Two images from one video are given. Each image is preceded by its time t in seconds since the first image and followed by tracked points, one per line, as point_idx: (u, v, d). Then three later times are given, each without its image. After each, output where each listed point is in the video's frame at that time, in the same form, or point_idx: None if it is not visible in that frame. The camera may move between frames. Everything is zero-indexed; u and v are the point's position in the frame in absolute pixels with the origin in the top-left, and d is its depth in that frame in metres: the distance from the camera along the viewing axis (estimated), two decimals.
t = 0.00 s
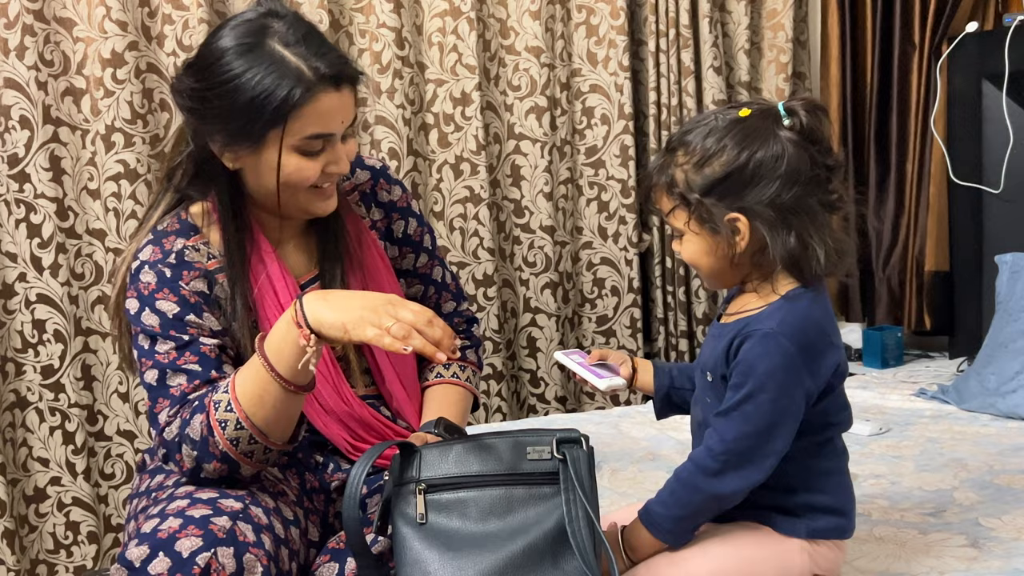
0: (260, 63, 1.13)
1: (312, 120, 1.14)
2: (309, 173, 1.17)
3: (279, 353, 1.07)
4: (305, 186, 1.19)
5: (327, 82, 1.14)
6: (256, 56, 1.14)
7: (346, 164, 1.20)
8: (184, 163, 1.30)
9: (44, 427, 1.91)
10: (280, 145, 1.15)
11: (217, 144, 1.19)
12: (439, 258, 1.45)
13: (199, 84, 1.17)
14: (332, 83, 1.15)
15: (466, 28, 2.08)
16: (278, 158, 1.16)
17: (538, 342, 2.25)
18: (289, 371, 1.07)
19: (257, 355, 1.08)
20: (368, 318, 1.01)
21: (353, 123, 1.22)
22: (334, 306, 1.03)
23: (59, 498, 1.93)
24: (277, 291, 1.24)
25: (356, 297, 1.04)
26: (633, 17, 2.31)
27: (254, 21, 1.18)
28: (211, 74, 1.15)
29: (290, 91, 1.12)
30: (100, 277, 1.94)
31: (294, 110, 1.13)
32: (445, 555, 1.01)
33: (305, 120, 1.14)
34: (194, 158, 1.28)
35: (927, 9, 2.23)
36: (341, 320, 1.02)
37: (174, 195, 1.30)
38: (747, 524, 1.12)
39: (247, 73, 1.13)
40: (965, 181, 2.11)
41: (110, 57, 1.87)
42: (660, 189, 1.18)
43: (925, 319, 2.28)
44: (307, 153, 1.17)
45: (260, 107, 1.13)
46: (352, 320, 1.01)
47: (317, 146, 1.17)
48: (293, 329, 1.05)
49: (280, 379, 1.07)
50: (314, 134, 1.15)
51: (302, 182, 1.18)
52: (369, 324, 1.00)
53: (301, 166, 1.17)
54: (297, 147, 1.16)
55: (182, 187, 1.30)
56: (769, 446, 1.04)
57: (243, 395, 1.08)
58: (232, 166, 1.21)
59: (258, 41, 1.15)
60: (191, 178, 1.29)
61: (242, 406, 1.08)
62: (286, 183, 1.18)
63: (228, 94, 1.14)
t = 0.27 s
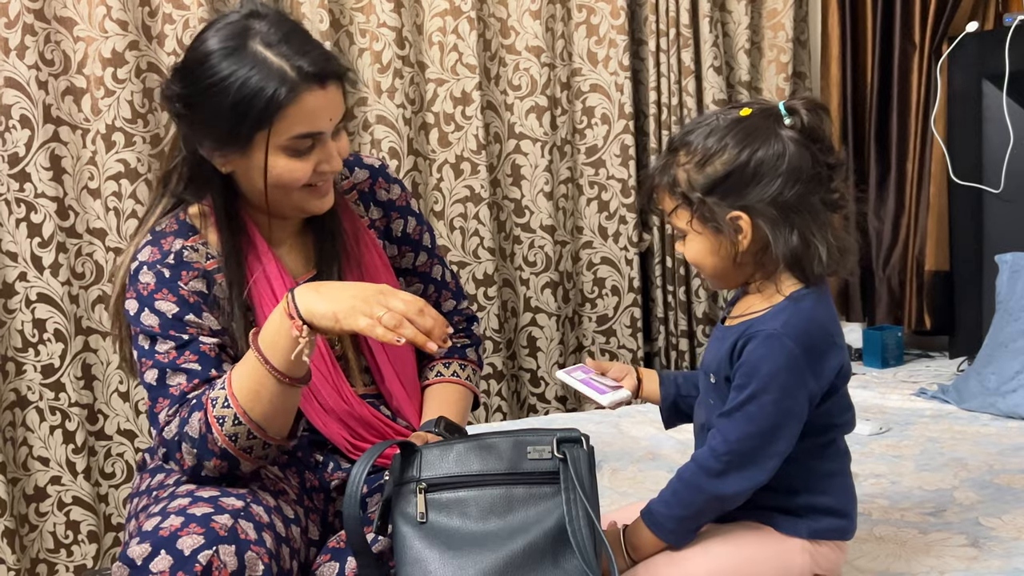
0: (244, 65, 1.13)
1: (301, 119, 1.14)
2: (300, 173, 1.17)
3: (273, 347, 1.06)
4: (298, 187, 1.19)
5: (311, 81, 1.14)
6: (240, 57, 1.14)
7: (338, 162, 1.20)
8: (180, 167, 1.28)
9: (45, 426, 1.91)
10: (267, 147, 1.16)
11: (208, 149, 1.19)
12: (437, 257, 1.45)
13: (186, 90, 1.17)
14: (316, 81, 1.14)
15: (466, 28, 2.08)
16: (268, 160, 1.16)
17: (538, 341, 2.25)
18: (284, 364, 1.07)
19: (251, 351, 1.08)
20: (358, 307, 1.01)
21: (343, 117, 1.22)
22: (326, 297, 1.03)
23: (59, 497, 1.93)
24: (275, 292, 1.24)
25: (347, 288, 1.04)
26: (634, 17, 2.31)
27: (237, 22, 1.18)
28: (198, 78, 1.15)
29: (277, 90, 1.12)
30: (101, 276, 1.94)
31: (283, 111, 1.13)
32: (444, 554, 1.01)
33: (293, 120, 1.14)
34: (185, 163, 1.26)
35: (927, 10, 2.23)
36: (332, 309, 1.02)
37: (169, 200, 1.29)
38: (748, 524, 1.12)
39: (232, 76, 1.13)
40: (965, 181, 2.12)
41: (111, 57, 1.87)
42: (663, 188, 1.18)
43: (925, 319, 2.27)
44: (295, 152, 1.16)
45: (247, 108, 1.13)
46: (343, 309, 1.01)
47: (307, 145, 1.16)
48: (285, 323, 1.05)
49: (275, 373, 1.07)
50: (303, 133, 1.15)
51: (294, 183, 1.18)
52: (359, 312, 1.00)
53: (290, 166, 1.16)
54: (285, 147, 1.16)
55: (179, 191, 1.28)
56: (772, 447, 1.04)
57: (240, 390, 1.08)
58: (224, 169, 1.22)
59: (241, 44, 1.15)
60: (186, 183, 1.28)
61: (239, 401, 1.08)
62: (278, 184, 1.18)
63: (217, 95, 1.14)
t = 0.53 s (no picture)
0: (243, 67, 1.13)
1: (296, 122, 1.13)
2: (294, 175, 1.17)
3: (254, 329, 1.08)
4: (294, 188, 1.19)
5: (309, 83, 1.14)
6: (238, 59, 1.14)
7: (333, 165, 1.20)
8: (175, 167, 1.30)
9: (44, 426, 1.91)
10: (263, 149, 1.15)
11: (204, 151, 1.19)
12: (435, 256, 1.45)
13: (183, 91, 1.17)
14: (314, 83, 1.14)
15: (465, 27, 2.08)
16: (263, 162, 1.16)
17: (538, 340, 2.25)
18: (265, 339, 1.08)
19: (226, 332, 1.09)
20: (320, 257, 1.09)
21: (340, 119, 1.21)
22: (289, 254, 1.09)
23: (59, 497, 1.93)
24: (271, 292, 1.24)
25: (297, 241, 1.11)
26: (633, 16, 2.31)
27: (235, 24, 1.18)
28: (194, 81, 1.15)
29: (274, 93, 1.12)
30: (100, 275, 1.94)
31: (279, 113, 1.12)
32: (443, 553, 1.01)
33: (290, 123, 1.13)
34: (186, 161, 1.28)
35: (927, 10, 2.23)
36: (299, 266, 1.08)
37: (166, 202, 1.30)
38: (748, 523, 1.12)
39: (230, 77, 1.13)
40: (964, 180, 2.12)
41: (110, 56, 1.87)
42: (660, 189, 1.18)
43: (925, 318, 2.26)
44: (292, 155, 1.16)
45: (245, 108, 1.12)
46: (311, 261, 1.08)
47: (304, 148, 1.16)
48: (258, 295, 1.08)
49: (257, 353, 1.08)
50: (299, 135, 1.14)
51: (290, 185, 1.18)
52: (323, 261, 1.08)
53: (285, 169, 1.16)
54: (284, 150, 1.16)
55: (173, 191, 1.30)
56: (771, 446, 1.04)
57: (226, 382, 1.08)
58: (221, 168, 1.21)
59: (239, 46, 1.15)
60: (182, 183, 1.29)
61: (224, 388, 1.08)
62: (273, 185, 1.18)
63: (212, 97, 1.14)
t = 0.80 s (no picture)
0: (238, 71, 1.13)
1: (291, 126, 1.13)
2: (291, 179, 1.18)
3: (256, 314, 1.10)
4: (289, 193, 1.20)
5: (305, 88, 1.13)
6: (234, 64, 1.13)
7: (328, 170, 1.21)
8: (169, 169, 1.28)
9: (43, 425, 1.91)
10: (256, 154, 1.16)
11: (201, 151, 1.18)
12: (431, 255, 1.44)
13: (178, 94, 1.16)
14: (309, 87, 1.14)
15: (464, 25, 2.08)
16: (257, 166, 1.17)
17: (537, 339, 2.25)
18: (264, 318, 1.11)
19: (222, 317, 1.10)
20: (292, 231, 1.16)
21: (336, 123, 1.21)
22: (266, 236, 1.14)
23: (58, 496, 1.93)
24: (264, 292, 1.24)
25: (268, 223, 1.15)
26: (632, 14, 2.31)
27: (229, 28, 1.17)
28: (190, 83, 1.15)
29: (270, 97, 1.11)
30: (99, 274, 1.94)
31: (274, 118, 1.12)
32: (443, 552, 1.01)
33: (285, 127, 1.13)
34: (178, 163, 1.26)
35: (926, 8, 2.22)
36: (276, 243, 1.14)
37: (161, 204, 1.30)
38: (748, 522, 1.12)
39: (226, 82, 1.12)
40: (965, 179, 2.11)
41: (108, 55, 1.86)
42: (660, 186, 1.18)
43: (925, 316, 2.26)
44: (287, 160, 1.17)
45: (241, 112, 1.12)
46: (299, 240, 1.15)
47: (300, 152, 1.17)
48: (248, 278, 1.11)
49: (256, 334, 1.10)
50: (294, 140, 1.14)
51: (284, 188, 1.19)
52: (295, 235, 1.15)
53: (281, 174, 1.17)
54: (278, 155, 1.16)
55: (167, 193, 1.29)
56: (771, 445, 1.04)
57: (234, 371, 1.09)
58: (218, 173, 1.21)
59: (235, 50, 1.15)
60: (175, 184, 1.28)
61: (227, 373, 1.08)
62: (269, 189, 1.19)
63: (208, 101, 1.13)
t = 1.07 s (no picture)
0: (237, 67, 1.13)
1: (289, 122, 1.13)
2: (289, 177, 1.17)
3: (299, 330, 1.10)
4: (289, 191, 1.19)
5: (303, 83, 1.13)
6: (232, 61, 1.13)
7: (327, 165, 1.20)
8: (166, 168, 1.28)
9: (42, 423, 1.91)
10: (256, 150, 1.15)
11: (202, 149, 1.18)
12: (429, 254, 1.44)
13: (176, 91, 1.16)
14: (307, 83, 1.14)
15: (463, 23, 2.08)
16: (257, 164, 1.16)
17: (536, 337, 2.24)
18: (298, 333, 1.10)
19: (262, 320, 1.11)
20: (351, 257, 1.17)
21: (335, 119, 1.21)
22: (324, 256, 1.15)
23: (57, 494, 1.93)
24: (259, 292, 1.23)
25: (332, 242, 1.17)
26: (631, 11, 2.31)
27: (227, 26, 1.17)
28: (189, 80, 1.14)
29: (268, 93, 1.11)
30: (98, 272, 1.94)
31: (273, 114, 1.12)
32: (444, 549, 1.01)
33: (283, 123, 1.13)
34: (176, 162, 1.26)
35: (926, 4, 2.20)
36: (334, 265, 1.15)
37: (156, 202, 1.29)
38: (747, 519, 1.12)
39: (225, 78, 1.12)
40: (963, 176, 2.12)
41: (107, 52, 1.86)
42: (661, 183, 1.18)
43: (923, 314, 2.25)
44: (287, 156, 1.16)
45: (241, 109, 1.12)
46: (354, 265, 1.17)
47: (298, 149, 1.16)
48: (293, 290, 1.12)
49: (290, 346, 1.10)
50: (293, 137, 1.14)
51: (284, 187, 1.18)
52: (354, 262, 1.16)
53: (278, 171, 1.17)
54: (276, 151, 1.15)
55: (164, 192, 1.29)
56: (774, 443, 1.04)
57: (258, 377, 1.08)
58: (217, 172, 1.21)
59: (233, 47, 1.15)
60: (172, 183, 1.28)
61: (247, 375, 1.08)
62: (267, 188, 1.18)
63: (206, 96, 1.13)
